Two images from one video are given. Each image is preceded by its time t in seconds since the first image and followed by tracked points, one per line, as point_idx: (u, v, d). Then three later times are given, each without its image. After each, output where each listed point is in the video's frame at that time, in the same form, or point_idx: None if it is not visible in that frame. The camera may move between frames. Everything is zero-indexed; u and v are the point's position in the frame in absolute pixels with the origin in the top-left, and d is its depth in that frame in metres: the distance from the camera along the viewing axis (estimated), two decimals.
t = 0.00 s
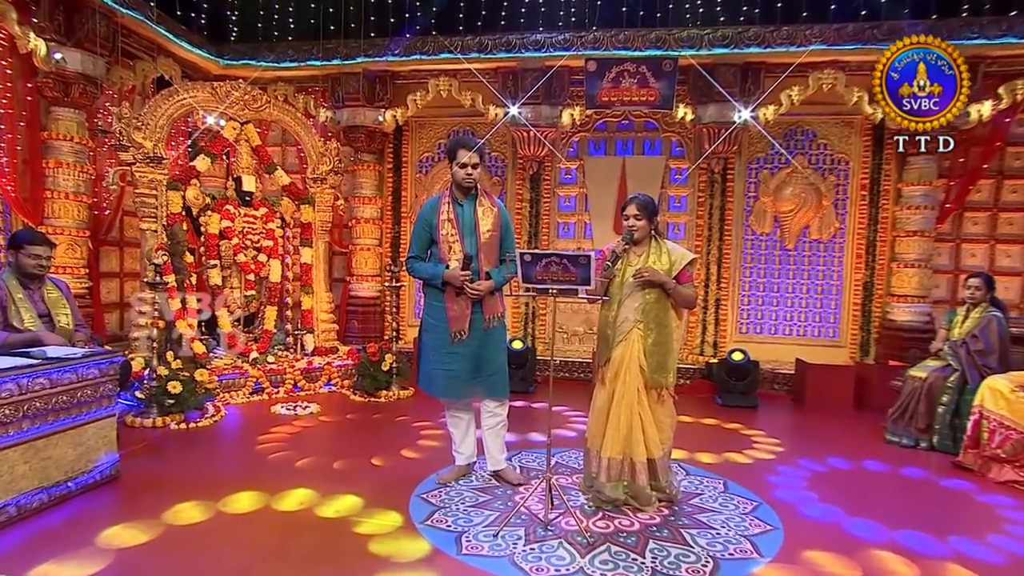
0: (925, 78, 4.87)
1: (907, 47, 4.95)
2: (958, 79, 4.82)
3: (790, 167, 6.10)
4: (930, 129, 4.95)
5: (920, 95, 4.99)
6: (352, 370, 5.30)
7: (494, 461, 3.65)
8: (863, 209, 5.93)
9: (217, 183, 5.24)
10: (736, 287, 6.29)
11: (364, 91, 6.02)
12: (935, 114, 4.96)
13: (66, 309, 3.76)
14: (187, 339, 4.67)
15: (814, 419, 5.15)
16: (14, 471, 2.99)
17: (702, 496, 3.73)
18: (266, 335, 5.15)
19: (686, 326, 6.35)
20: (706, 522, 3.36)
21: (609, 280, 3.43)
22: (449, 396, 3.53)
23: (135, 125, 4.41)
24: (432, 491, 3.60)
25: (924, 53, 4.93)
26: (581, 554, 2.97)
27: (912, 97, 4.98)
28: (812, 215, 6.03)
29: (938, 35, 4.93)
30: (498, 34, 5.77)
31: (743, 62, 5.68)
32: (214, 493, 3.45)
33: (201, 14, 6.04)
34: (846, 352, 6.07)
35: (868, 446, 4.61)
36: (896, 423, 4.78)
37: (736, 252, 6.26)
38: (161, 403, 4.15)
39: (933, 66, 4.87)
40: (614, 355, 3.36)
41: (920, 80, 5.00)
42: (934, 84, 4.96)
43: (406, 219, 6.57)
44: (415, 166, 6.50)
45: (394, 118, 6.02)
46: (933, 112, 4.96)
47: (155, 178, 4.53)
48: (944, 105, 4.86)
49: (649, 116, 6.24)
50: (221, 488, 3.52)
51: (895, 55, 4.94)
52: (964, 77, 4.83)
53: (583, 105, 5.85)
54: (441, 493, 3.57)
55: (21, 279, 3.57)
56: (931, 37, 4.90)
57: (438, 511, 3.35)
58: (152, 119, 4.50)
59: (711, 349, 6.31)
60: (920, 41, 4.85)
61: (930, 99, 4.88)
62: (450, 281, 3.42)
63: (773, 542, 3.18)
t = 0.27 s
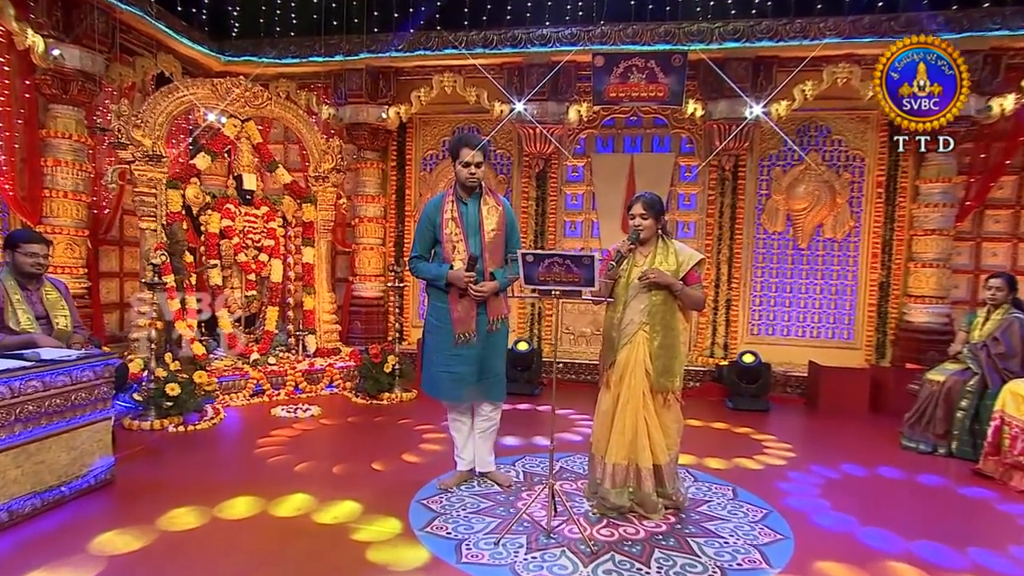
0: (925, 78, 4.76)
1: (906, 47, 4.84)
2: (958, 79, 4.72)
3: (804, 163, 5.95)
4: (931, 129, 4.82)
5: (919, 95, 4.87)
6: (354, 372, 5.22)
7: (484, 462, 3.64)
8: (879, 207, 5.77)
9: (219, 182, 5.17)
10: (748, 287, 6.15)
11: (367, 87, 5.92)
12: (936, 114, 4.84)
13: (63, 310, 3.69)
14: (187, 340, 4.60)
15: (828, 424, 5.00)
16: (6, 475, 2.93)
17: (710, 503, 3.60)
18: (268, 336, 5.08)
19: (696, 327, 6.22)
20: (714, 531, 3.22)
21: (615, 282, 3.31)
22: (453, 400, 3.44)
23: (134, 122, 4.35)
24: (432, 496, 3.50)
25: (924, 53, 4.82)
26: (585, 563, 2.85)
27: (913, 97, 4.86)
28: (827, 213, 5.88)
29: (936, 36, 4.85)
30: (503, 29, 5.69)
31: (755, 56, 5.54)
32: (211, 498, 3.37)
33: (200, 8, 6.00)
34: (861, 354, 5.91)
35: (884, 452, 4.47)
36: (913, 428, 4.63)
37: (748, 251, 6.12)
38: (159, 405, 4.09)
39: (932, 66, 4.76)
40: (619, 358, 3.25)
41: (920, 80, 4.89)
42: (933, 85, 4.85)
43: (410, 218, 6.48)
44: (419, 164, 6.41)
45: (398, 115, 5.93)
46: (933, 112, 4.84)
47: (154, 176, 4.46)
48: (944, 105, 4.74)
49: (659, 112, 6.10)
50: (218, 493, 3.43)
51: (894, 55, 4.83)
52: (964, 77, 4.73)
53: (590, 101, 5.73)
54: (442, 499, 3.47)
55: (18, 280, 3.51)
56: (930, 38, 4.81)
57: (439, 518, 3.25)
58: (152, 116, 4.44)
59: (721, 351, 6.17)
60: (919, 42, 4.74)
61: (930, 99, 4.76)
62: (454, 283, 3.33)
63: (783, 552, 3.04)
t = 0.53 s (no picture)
0: (925, 78, 4.67)
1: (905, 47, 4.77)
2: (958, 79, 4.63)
3: (820, 160, 5.77)
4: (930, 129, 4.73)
5: (919, 96, 4.78)
6: (358, 374, 5.14)
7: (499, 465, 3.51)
8: (899, 205, 5.59)
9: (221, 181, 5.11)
10: (762, 288, 5.98)
11: (372, 83, 5.83)
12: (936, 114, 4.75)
13: (60, 310, 3.63)
14: (188, 341, 4.53)
15: (845, 430, 4.83)
16: None
17: (720, 511, 3.44)
18: (270, 337, 5.01)
19: (708, 329, 6.06)
20: (722, 541, 3.07)
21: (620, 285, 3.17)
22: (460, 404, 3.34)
23: (134, 120, 4.28)
24: (433, 504, 3.39)
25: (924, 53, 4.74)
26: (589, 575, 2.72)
27: (912, 98, 4.78)
28: (845, 212, 5.70)
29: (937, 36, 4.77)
30: (510, 24, 5.58)
31: (770, 49, 5.38)
32: (207, 504, 3.28)
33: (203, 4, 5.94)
34: (881, 357, 5.73)
35: (903, 459, 4.30)
36: (933, 434, 4.46)
37: (762, 251, 5.95)
38: (157, 408, 4.03)
39: (932, 66, 4.68)
40: (625, 362, 3.13)
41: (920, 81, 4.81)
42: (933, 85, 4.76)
43: (415, 217, 6.39)
44: (425, 161, 6.32)
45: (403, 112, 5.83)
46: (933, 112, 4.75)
47: (155, 174, 4.39)
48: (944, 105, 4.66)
49: (670, 108, 5.95)
50: (216, 499, 3.34)
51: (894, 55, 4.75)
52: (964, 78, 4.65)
53: (600, 97, 5.58)
54: (443, 506, 3.35)
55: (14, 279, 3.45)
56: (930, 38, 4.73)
57: (439, 526, 3.14)
58: (152, 114, 4.37)
59: (734, 353, 6.01)
60: (920, 41, 4.67)
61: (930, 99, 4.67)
62: (461, 284, 3.21)
63: (795, 564, 2.89)
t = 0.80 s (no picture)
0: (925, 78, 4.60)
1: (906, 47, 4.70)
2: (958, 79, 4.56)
3: (838, 156, 5.59)
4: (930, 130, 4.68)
5: (920, 95, 4.72)
6: (363, 376, 5.06)
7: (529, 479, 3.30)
8: (921, 202, 5.41)
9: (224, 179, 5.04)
10: (778, 289, 5.82)
11: (377, 79, 5.75)
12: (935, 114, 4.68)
13: (52, 311, 3.56)
14: (189, 342, 4.47)
15: (864, 436, 4.66)
16: None
17: (730, 520, 3.30)
18: (274, 338, 4.93)
19: (721, 330, 5.91)
20: (732, 551, 2.93)
21: (630, 287, 3.03)
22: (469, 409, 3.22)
23: (136, 117, 4.22)
24: (435, 511, 3.28)
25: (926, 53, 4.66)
26: None
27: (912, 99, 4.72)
28: (864, 210, 5.52)
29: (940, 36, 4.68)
30: (518, 18, 5.46)
31: (786, 42, 5.21)
32: (205, 509, 3.20)
33: None
34: (903, 360, 5.55)
35: (924, 467, 4.12)
36: (954, 441, 4.29)
37: (778, 250, 5.78)
38: (157, 411, 3.96)
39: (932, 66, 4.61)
40: (632, 366, 3.00)
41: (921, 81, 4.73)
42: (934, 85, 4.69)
43: (421, 216, 6.29)
44: (431, 159, 6.21)
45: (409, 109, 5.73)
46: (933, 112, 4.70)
47: (155, 173, 4.32)
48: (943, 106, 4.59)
49: (683, 103, 5.80)
50: (214, 505, 3.26)
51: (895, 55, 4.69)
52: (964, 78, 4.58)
53: (610, 93, 5.44)
54: (445, 513, 3.24)
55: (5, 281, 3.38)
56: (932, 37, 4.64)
57: (440, 534, 3.03)
58: (153, 112, 4.30)
59: (749, 355, 5.85)
60: (919, 41, 4.61)
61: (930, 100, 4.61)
62: (473, 286, 3.09)
63: None
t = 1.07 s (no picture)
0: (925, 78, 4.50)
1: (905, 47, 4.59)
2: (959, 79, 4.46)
3: (854, 153, 5.44)
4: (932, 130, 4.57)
5: (919, 96, 4.61)
6: (366, 377, 4.98)
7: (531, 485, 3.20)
8: (940, 200, 5.24)
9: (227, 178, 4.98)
10: (792, 289, 5.67)
11: (380, 75, 5.69)
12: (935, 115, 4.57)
13: (49, 310, 3.51)
14: (190, 343, 4.42)
15: (880, 441, 4.52)
16: None
17: (739, 526, 3.17)
18: (276, 339, 4.87)
19: (732, 332, 5.77)
20: (740, 560, 2.81)
21: (631, 288, 2.90)
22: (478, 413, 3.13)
23: (137, 115, 4.16)
24: (436, 516, 3.18)
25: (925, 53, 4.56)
26: None
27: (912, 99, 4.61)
28: (882, 207, 5.36)
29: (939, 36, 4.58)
30: (525, 12, 5.36)
31: (801, 35, 5.07)
32: (202, 513, 3.13)
33: None
34: (921, 363, 5.39)
35: (942, 474, 3.98)
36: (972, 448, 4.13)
37: (792, 249, 5.64)
38: (157, 413, 3.91)
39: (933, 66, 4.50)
40: (636, 369, 2.89)
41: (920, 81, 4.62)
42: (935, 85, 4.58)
43: (427, 215, 6.21)
44: (437, 157, 6.13)
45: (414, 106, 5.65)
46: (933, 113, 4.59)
47: (157, 171, 4.26)
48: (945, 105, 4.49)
49: (693, 99, 5.67)
50: (213, 509, 3.19)
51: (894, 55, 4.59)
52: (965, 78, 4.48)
53: (619, 88, 5.32)
54: (446, 519, 3.15)
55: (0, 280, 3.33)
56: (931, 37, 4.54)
57: (440, 540, 2.93)
58: (154, 109, 4.25)
59: (761, 357, 5.71)
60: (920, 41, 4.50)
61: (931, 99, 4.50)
62: (489, 287, 2.99)
63: None
